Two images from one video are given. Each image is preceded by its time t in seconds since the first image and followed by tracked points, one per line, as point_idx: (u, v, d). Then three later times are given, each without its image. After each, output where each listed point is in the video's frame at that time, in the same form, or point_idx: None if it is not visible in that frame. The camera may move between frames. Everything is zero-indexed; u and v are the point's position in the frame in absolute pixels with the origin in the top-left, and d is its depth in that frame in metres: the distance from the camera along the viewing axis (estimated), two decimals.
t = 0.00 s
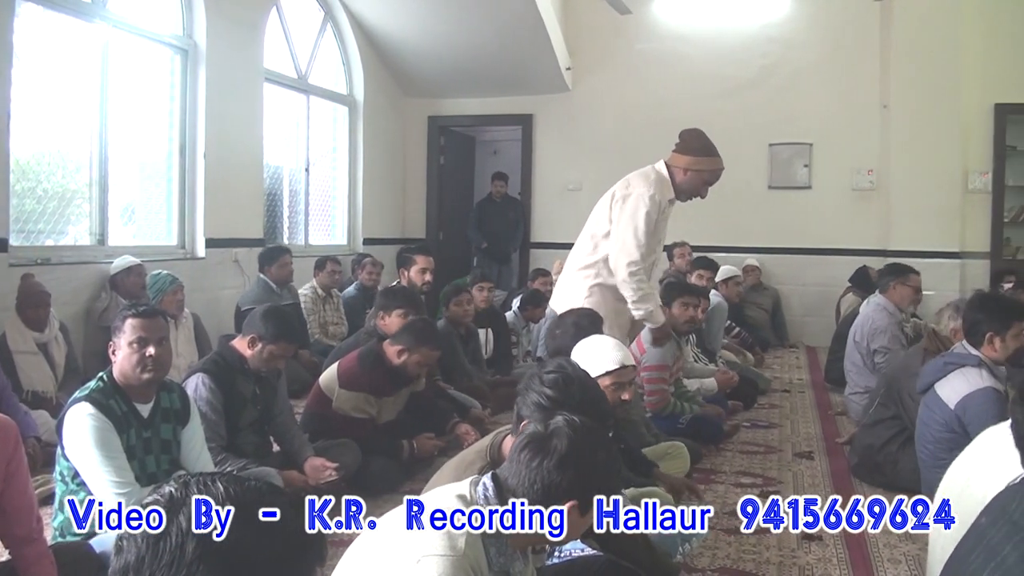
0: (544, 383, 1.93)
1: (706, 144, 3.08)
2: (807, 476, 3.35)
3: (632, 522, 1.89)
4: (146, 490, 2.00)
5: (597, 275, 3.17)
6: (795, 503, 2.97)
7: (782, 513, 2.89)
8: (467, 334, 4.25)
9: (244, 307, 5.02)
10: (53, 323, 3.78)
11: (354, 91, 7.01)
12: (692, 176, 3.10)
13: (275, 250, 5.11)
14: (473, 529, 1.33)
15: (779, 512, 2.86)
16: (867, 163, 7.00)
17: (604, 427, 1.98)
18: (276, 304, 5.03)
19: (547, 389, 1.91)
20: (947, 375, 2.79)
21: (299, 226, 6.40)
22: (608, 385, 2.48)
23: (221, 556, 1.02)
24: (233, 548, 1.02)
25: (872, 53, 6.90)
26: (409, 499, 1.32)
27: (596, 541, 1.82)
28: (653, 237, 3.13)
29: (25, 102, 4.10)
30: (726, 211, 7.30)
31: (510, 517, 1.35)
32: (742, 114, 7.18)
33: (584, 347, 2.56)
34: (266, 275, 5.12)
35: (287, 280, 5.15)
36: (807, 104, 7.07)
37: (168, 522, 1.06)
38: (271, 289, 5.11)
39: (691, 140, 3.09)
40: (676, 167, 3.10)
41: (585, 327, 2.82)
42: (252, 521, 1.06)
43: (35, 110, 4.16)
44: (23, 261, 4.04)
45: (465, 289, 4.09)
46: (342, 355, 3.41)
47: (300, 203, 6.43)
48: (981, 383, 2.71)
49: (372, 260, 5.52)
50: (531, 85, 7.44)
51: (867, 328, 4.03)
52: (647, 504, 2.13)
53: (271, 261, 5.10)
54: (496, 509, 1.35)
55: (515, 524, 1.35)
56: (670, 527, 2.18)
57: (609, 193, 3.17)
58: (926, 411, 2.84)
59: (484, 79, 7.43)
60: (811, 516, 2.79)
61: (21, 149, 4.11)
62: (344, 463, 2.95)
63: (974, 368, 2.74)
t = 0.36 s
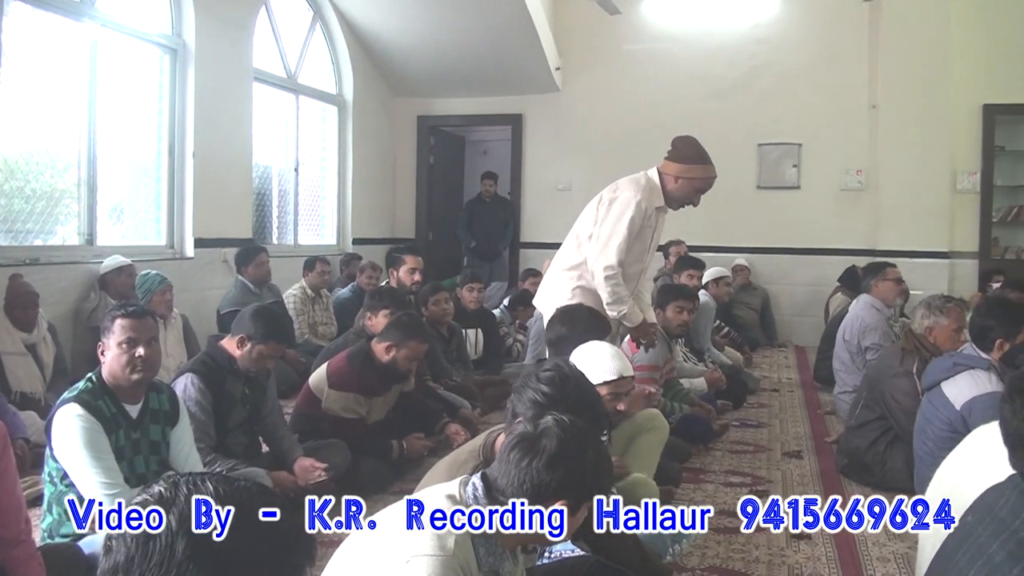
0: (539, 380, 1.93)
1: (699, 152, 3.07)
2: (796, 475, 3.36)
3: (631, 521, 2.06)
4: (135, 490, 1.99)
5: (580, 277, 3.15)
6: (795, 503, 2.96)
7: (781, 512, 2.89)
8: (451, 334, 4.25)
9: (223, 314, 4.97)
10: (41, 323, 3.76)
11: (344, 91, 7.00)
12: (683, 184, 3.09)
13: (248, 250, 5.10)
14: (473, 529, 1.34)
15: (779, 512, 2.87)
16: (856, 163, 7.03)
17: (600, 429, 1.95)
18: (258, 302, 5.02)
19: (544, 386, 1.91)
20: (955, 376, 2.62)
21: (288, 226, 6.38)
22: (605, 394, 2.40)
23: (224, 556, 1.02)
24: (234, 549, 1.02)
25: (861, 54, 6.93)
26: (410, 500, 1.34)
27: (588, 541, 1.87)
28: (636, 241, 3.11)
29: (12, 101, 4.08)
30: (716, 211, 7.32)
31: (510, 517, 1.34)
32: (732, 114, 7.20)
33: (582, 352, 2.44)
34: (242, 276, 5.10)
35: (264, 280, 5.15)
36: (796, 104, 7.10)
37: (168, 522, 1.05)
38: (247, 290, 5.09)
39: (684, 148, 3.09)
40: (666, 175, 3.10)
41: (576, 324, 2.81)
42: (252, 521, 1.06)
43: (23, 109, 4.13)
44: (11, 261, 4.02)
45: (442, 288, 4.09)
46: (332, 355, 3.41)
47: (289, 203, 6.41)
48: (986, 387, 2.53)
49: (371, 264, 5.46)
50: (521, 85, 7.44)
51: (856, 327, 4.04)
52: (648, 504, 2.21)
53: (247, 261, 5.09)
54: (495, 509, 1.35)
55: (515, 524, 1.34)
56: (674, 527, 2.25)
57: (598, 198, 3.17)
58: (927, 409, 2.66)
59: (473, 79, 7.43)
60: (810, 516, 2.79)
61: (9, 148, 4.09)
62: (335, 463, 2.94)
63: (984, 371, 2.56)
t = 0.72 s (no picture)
0: (514, 380, 1.96)
1: (700, 178, 3.02)
2: (786, 474, 3.37)
3: (630, 521, 2.11)
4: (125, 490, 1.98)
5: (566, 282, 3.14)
6: (795, 503, 2.96)
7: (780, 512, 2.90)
8: (441, 334, 4.25)
9: (216, 312, 4.95)
10: (31, 324, 3.74)
11: (334, 91, 6.99)
12: (682, 209, 3.03)
13: (240, 250, 5.09)
14: (473, 529, 1.34)
15: (780, 512, 2.86)
16: (846, 163, 7.06)
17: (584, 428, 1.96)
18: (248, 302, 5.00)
19: (517, 386, 1.94)
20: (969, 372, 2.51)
21: (278, 226, 6.36)
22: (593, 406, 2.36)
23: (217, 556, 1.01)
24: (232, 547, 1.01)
25: (851, 54, 6.95)
26: (409, 499, 1.34)
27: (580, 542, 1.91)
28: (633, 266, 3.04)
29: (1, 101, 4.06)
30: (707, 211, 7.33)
31: (510, 517, 1.34)
32: (723, 114, 7.22)
33: (573, 357, 2.42)
34: (233, 276, 5.10)
35: (255, 280, 5.13)
36: (786, 105, 7.12)
37: (167, 522, 1.05)
38: (237, 290, 5.07)
39: (688, 175, 3.03)
40: (667, 199, 3.03)
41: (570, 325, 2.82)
42: (253, 521, 1.05)
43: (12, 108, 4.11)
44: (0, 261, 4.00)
45: (432, 288, 4.10)
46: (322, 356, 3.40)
47: (280, 203, 6.39)
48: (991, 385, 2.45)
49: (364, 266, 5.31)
50: (512, 85, 7.44)
51: (845, 325, 4.06)
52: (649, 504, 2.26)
53: (236, 261, 5.08)
54: (496, 509, 1.34)
55: (514, 524, 1.34)
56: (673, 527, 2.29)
57: (599, 216, 3.12)
58: (938, 402, 2.56)
59: (464, 79, 7.43)
60: (811, 516, 2.79)
61: None
62: (325, 464, 2.95)
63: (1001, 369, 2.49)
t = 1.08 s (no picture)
0: (487, 383, 1.97)
1: (702, 225, 2.88)
2: (777, 473, 3.38)
3: (631, 522, 2.20)
4: (115, 491, 1.98)
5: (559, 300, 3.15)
6: (795, 503, 2.95)
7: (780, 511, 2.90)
8: (433, 334, 4.24)
9: (215, 307, 4.95)
10: (21, 325, 3.72)
11: (325, 90, 6.97)
12: (682, 257, 2.89)
13: (245, 250, 5.05)
14: (473, 529, 1.35)
15: (780, 512, 2.86)
16: (837, 163, 7.08)
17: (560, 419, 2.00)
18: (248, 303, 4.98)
19: (490, 388, 1.95)
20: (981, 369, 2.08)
21: (269, 226, 6.35)
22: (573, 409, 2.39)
23: (216, 557, 1.01)
24: (231, 548, 1.00)
25: (840, 55, 6.98)
26: (410, 499, 1.35)
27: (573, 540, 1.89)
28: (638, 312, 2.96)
29: None
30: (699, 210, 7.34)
31: (510, 517, 1.34)
32: (713, 115, 7.24)
33: (558, 353, 2.42)
34: (234, 275, 5.07)
35: (257, 279, 5.10)
36: (776, 105, 7.13)
37: (167, 523, 1.04)
38: (238, 289, 5.05)
39: (690, 220, 2.90)
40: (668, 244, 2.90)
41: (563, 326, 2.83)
42: (254, 521, 1.03)
43: None
44: None
45: (424, 288, 4.09)
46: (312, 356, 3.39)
47: (270, 203, 6.37)
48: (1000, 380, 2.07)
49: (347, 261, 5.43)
50: (503, 85, 7.44)
51: (835, 325, 4.07)
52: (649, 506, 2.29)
53: (241, 261, 5.05)
54: (496, 509, 1.34)
55: (514, 524, 1.34)
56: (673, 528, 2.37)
57: (603, 252, 3.05)
58: (944, 397, 2.09)
59: (454, 79, 7.42)
60: (810, 516, 2.78)
61: None
62: (316, 464, 2.95)
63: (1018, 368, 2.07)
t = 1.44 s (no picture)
0: (492, 371, 1.98)
1: (703, 263, 2.90)
2: (768, 473, 3.38)
3: (631, 522, 2.11)
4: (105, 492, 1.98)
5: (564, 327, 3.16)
6: (795, 503, 2.93)
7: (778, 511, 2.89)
8: (424, 334, 4.24)
9: (210, 307, 4.93)
10: (10, 325, 3.70)
11: (315, 90, 6.96)
12: (685, 294, 2.91)
13: (242, 250, 5.03)
14: (473, 529, 1.37)
15: (780, 512, 2.83)
16: (827, 163, 7.10)
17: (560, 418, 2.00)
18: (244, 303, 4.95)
19: (495, 376, 1.96)
20: (962, 366, 2.41)
21: (259, 226, 6.33)
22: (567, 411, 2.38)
23: (224, 556, 0.99)
24: (234, 549, 0.99)
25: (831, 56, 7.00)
26: (411, 498, 1.36)
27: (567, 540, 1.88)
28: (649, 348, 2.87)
29: None
30: (690, 210, 7.35)
31: (510, 517, 1.34)
32: (704, 115, 7.25)
33: (553, 353, 2.43)
34: (230, 274, 5.05)
35: (252, 280, 5.08)
36: (767, 106, 7.15)
37: (169, 522, 1.02)
38: (233, 288, 5.04)
39: (690, 258, 2.90)
40: (673, 281, 2.89)
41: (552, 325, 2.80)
42: (254, 522, 1.02)
43: None
44: None
45: (415, 287, 4.08)
46: (303, 356, 3.39)
47: (260, 202, 6.35)
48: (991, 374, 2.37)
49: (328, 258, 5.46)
50: (493, 85, 7.44)
51: (825, 325, 4.08)
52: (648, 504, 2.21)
53: (235, 261, 5.04)
54: (495, 508, 1.34)
55: (515, 524, 1.35)
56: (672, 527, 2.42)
57: (608, 281, 3.01)
58: (927, 395, 2.42)
59: (445, 79, 7.42)
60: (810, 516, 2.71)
61: None
62: (307, 464, 2.94)
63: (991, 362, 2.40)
